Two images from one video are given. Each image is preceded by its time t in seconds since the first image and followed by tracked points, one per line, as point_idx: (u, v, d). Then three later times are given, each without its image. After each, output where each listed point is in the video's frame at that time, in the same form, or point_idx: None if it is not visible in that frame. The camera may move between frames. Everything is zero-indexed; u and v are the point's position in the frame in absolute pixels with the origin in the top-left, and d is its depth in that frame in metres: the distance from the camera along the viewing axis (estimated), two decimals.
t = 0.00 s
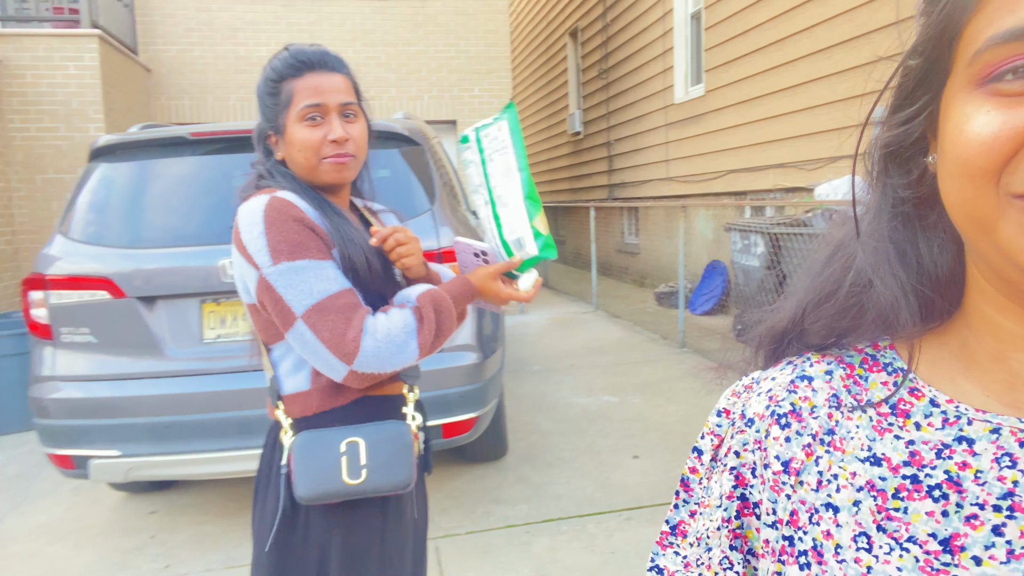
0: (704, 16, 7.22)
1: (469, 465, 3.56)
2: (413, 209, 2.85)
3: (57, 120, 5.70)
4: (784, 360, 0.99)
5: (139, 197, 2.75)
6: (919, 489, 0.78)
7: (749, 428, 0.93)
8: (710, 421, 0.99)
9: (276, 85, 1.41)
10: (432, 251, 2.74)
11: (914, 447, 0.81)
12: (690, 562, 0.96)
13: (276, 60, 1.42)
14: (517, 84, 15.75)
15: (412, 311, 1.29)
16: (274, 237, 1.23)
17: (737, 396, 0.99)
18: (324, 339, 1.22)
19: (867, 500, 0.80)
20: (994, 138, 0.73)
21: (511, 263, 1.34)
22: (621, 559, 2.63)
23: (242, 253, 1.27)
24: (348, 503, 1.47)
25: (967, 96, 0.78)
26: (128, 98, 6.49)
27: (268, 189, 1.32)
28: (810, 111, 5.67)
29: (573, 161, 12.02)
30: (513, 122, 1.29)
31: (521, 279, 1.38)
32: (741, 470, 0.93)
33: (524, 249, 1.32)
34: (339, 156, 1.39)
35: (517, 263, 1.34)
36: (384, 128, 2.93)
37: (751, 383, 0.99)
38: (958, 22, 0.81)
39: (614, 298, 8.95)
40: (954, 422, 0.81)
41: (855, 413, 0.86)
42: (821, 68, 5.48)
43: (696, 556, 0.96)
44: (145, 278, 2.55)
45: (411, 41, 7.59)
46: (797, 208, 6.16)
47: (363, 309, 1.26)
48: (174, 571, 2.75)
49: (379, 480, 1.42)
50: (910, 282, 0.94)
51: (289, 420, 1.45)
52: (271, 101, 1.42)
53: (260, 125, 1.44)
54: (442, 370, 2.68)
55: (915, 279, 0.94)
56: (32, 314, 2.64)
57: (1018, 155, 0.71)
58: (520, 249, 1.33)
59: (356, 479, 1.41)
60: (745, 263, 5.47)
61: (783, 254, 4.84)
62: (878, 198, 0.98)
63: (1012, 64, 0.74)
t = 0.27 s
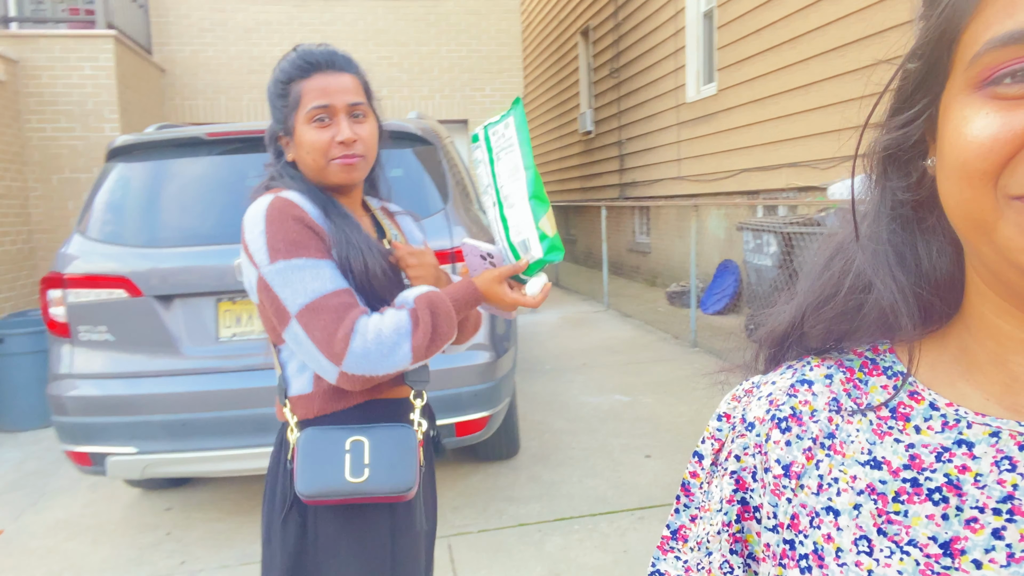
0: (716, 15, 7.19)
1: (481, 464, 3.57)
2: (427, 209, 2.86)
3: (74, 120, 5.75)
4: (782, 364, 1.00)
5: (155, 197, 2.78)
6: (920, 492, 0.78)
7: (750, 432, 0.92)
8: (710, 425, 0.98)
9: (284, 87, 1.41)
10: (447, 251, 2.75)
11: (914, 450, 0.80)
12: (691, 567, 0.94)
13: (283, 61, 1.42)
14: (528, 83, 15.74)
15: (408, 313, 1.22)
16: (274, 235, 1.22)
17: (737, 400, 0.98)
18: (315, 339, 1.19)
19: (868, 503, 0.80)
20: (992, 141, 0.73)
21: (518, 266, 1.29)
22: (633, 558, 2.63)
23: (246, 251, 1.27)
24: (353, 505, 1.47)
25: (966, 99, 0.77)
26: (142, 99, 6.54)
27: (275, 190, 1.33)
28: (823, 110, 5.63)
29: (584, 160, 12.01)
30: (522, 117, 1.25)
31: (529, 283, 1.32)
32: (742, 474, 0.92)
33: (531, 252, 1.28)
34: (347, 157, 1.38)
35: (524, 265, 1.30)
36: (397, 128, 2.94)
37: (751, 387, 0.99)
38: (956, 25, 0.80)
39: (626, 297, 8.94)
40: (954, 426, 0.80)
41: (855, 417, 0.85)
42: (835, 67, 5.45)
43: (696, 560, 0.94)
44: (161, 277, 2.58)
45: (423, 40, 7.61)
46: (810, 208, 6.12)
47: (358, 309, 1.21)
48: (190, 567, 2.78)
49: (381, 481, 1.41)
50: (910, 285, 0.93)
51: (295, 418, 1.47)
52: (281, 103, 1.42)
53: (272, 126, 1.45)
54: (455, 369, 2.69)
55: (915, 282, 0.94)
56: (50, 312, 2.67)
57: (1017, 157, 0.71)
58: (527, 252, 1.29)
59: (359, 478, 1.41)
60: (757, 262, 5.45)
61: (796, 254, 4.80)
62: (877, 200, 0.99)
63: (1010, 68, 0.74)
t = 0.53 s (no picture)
0: (732, 13, 7.16)
1: (494, 462, 3.59)
2: (442, 209, 2.88)
3: (92, 120, 5.82)
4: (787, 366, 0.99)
5: (174, 197, 2.81)
6: (918, 492, 0.79)
7: (750, 434, 0.91)
8: (711, 427, 0.97)
9: (297, 87, 1.39)
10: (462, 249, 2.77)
11: (913, 451, 0.82)
12: (692, 569, 0.93)
13: (295, 62, 1.40)
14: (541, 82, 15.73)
15: (403, 310, 1.22)
16: (282, 229, 1.24)
17: (738, 403, 0.97)
18: (312, 334, 1.20)
19: (867, 503, 0.81)
20: (990, 147, 0.74)
21: (518, 262, 1.26)
22: (647, 556, 2.63)
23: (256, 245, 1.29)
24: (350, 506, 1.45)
25: (964, 105, 0.78)
26: (160, 99, 6.61)
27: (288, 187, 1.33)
28: (839, 108, 5.60)
29: (597, 159, 12.00)
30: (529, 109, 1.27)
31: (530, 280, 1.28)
32: (743, 475, 0.91)
33: (531, 245, 1.26)
34: (360, 156, 1.36)
35: (525, 260, 1.27)
36: (412, 128, 2.95)
37: (752, 390, 0.98)
38: (954, 31, 0.81)
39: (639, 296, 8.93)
40: (953, 427, 0.82)
41: (855, 419, 0.86)
42: (852, 65, 5.42)
43: (698, 561, 0.92)
44: (180, 276, 2.61)
45: (437, 40, 7.63)
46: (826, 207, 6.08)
47: (356, 306, 1.22)
48: (208, 562, 2.81)
49: (375, 487, 1.39)
50: (909, 288, 0.94)
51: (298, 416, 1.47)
52: (293, 103, 1.40)
53: (286, 127, 1.43)
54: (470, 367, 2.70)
55: (914, 286, 0.95)
56: (71, 309, 2.71)
57: (1014, 162, 0.72)
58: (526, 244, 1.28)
59: (352, 482, 1.39)
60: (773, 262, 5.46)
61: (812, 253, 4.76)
62: (876, 204, 0.98)
63: (1009, 75, 0.74)
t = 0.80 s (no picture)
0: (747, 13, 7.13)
1: (507, 461, 3.60)
2: (455, 209, 2.89)
3: (111, 120, 5.89)
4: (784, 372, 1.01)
5: (192, 197, 2.85)
6: (915, 497, 0.80)
7: (750, 439, 0.94)
8: (711, 433, 1.00)
9: (309, 91, 1.42)
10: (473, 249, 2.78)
11: (909, 456, 0.82)
12: (692, 573, 0.97)
13: (307, 66, 1.43)
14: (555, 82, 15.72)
15: (404, 313, 1.20)
16: (297, 227, 1.25)
17: (737, 409, 1.00)
18: (318, 334, 1.20)
19: (865, 508, 0.81)
20: (986, 154, 0.74)
21: (518, 261, 1.24)
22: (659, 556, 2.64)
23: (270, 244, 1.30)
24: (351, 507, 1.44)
25: (961, 114, 0.78)
26: (177, 99, 6.67)
27: (305, 185, 1.35)
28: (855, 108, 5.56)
29: (611, 159, 11.98)
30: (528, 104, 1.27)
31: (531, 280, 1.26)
32: (743, 480, 0.94)
33: (527, 245, 1.23)
34: (373, 157, 1.38)
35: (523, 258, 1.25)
36: (425, 129, 2.97)
37: (752, 396, 1.00)
38: (952, 41, 0.82)
39: (653, 297, 8.91)
40: (949, 432, 0.82)
41: (853, 424, 0.87)
42: (868, 65, 5.38)
43: (697, 566, 0.97)
44: (197, 275, 2.64)
45: (451, 40, 7.66)
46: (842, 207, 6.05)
47: (362, 308, 1.21)
48: (225, 558, 2.84)
49: (370, 488, 1.37)
50: (905, 294, 0.95)
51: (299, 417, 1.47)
52: (306, 106, 1.43)
53: (300, 130, 1.46)
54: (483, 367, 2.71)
55: (911, 292, 0.96)
56: (91, 308, 2.75)
57: (1009, 170, 0.72)
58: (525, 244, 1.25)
59: (348, 484, 1.37)
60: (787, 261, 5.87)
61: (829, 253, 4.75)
62: (874, 211, 1.00)
63: (1005, 84, 0.75)
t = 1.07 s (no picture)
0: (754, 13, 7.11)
1: (513, 461, 3.61)
2: (461, 210, 2.90)
3: (119, 121, 5.92)
4: (783, 372, 1.03)
5: (199, 198, 2.86)
6: (913, 497, 0.80)
7: (749, 440, 0.94)
8: (710, 434, 1.01)
9: (313, 91, 1.40)
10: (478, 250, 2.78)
11: (907, 457, 0.82)
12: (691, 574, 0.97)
13: (311, 65, 1.40)
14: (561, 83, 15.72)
15: (408, 315, 1.21)
16: (303, 228, 1.24)
17: (737, 410, 1.01)
18: (326, 337, 1.21)
19: (862, 508, 0.82)
20: (986, 157, 0.75)
21: (519, 261, 1.26)
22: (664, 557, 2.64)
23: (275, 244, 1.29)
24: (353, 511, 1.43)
25: (958, 117, 0.79)
26: (185, 100, 6.70)
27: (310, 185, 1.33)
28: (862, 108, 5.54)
29: (617, 160, 11.97)
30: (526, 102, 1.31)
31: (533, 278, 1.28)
32: (742, 481, 0.95)
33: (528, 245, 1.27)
34: (377, 157, 1.37)
35: (525, 258, 1.27)
36: (431, 129, 2.97)
37: (751, 397, 1.01)
38: (951, 42, 0.83)
39: (659, 297, 8.90)
40: (947, 434, 0.82)
41: (852, 425, 0.87)
42: (875, 65, 5.36)
43: (697, 566, 0.97)
44: (205, 275, 2.66)
45: (457, 41, 7.66)
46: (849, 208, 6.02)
47: (368, 311, 1.22)
48: (232, 557, 2.85)
49: (371, 488, 1.36)
50: (903, 295, 0.97)
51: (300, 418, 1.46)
52: (310, 107, 1.42)
53: (303, 129, 1.44)
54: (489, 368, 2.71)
55: (908, 293, 0.97)
56: (99, 307, 2.76)
57: (1007, 172, 0.73)
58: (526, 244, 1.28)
59: (347, 485, 1.36)
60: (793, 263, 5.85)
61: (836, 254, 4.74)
62: (873, 212, 1.02)
63: (1003, 87, 0.76)
